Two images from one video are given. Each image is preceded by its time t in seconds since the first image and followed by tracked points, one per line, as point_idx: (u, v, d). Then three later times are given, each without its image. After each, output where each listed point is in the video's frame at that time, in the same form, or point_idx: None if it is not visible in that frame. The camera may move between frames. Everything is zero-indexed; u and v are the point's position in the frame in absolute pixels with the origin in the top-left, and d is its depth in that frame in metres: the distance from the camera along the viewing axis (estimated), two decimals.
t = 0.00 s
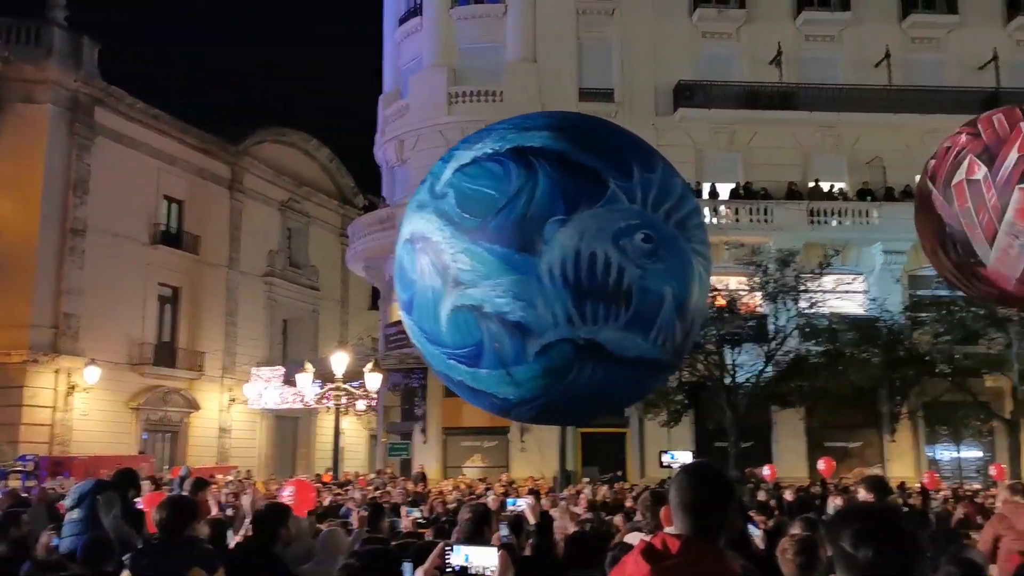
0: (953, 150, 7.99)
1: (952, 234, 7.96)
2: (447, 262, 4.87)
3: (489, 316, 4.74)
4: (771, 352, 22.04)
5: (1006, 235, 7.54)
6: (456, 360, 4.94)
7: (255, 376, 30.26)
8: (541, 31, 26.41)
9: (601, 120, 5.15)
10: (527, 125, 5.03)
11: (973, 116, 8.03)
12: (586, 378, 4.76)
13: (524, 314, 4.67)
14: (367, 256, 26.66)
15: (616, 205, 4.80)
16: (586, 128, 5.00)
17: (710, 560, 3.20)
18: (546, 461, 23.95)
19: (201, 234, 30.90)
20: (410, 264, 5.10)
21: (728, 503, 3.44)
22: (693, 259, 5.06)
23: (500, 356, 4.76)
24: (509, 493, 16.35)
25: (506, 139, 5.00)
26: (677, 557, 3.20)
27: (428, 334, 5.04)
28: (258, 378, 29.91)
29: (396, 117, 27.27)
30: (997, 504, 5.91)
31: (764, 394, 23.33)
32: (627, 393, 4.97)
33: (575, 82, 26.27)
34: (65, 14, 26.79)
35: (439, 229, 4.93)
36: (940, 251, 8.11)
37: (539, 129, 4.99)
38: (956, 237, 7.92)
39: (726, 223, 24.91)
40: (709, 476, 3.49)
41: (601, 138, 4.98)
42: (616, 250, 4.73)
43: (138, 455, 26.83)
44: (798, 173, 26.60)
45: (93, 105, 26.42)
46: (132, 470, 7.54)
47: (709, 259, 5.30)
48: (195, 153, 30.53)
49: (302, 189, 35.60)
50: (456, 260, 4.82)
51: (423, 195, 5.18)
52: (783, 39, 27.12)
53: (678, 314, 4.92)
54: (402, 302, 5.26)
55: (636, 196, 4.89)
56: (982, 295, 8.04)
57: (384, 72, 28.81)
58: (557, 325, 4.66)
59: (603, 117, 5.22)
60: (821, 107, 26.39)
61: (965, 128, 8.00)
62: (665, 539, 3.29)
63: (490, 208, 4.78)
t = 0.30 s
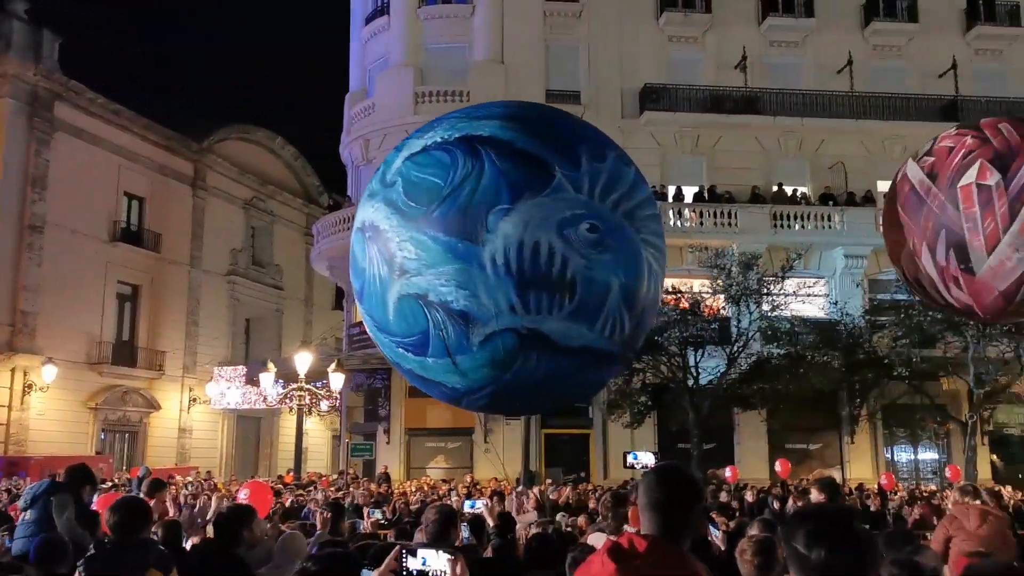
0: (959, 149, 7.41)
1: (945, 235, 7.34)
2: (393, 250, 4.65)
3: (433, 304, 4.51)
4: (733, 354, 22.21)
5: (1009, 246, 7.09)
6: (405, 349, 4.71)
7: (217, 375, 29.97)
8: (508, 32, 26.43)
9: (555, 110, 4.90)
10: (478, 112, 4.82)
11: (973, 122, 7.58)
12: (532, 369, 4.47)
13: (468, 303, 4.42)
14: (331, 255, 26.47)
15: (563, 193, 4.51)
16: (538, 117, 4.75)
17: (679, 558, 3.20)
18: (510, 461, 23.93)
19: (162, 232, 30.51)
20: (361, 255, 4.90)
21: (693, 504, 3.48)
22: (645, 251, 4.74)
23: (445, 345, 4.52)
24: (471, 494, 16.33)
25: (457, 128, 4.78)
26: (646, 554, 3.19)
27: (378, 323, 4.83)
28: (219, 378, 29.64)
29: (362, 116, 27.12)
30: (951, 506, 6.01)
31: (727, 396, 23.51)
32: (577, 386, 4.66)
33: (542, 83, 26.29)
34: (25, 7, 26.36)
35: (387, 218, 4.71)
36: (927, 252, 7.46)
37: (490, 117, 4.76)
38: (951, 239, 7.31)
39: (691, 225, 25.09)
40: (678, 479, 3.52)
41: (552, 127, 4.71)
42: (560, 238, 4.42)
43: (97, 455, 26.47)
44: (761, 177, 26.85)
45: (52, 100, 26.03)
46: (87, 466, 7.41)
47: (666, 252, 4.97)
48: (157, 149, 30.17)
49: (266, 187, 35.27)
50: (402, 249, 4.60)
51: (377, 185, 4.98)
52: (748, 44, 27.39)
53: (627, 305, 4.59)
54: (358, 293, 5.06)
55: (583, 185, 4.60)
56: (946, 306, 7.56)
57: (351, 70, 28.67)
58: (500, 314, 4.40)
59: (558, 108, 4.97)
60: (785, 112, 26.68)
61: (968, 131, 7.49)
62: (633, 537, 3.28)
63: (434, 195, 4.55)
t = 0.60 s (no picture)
0: (959, 162, 7.07)
1: (944, 248, 6.97)
2: (346, 243, 4.70)
3: (386, 296, 4.56)
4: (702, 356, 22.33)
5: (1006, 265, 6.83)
6: (361, 340, 4.77)
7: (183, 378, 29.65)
8: (479, 33, 26.43)
9: (508, 99, 4.93)
10: (430, 104, 4.84)
11: (965, 136, 7.28)
12: (487, 358, 4.54)
13: (420, 295, 4.48)
14: (300, 257, 26.30)
15: (514, 183, 4.56)
16: (490, 106, 4.78)
17: (650, 561, 3.20)
18: (479, 464, 23.87)
19: (128, 233, 30.17)
20: (317, 247, 4.95)
21: (670, 505, 3.40)
22: (600, 239, 4.77)
23: (400, 336, 4.58)
24: (439, 497, 16.27)
25: (409, 119, 4.82)
26: (620, 558, 3.18)
27: (335, 315, 4.88)
28: (186, 381, 29.25)
29: (331, 117, 27.01)
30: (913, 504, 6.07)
31: (696, 398, 23.47)
32: (534, 374, 4.73)
33: (512, 86, 26.32)
34: None
35: (340, 210, 4.76)
36: (921, 263, 7.08)
37: (442, 107, 4.79)
38: (949, 254, 6.95)
39: (659, 228, 25.23)
40: (658, 480, 3.43)
41: (503, 117, 4.75)
42: (511, 228, 4.47)
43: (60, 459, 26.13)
44: (730, 180, 27.02)
45: (15, 99, 25.69)
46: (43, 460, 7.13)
47: (624, 238, 5.00)
48: (122, 149, 29.85)
49: (234, 188, 34.97)
50: (355, 241, 4.65)
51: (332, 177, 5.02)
52: (716, 48, 27.61)
53: (583, 293, 4.64)
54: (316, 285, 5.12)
55: (535, 174, 4.63)
56: (923, 321, 7.27)
57: (320, 71, 28.55)
58: (452, 305, 4.46)
59: (513, 95, 5.00)
60: (752, 116, 26.93)
61: (963, 145, 7.18)
62: (609, 537, 3.26)
63: (386, 188, 4.60)
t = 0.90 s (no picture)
0: (944, 179, 6.90)
1: (934, 266, 6.78)
2: (299, 244, 4.66)
3: (342, 298, 4.52)
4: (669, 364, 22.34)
5: (985, 285, 6.84)
6: (320, 341, 4.73)
7: (148, 384, 29.32)
8: (450, 40, 26.43)
9: (463, 93, 4.88)
10: (383, 101, 4.79)
11: (936, 151, 7.14)
12: (445, 356, 4.52)
13: (375, 295, 4.46)
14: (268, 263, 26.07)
15: (467, 180, 4.53)
16: (443, 102, 4.74)
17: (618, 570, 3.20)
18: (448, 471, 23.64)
19: (92, 237, 29.81)
20: (273, 248, 4.90)
21: (637, 511, 3.39)
22: (558, 234, 4.74)
23: (357, 337, 4.55)
24: (404, 505, 16.18)
25: (361, 117, 4.77)
26: (588, 567, 3.17)
27: (293, 317, 4.83)
28: (151, 387, 29.09)
29: (302, 121, 26.89)
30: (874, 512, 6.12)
31: (664, 406, 23.52)
32: (493, 371, 4.71)
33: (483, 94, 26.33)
34: None
35: (293, 211, 4.71)
36: (909, 280, 6.83)
37: (394, 105, 4.75)
38: (938, 273, 6.77)
39: (629, 237, 25.36)
40: (625, 486, 3.41)
41: (456, 113, 4.70)
42: (465, 227, 4.45)
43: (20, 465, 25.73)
44: (699, 190, 27.22)
45: None
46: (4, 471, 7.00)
47: (584, 231, 4.97)
48: (88, 152, 29.51)
49: (202, 193, 34.65)
50: (308, 242, 4.61)
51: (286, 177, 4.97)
52: (686, 59, 27.83)
53: (541, 289, 4.62)
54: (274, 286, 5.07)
55: (488, 170, 4.60)
56: (891, 334, 7.10)
57: (290, 75, 28.42)
58: (408, 305, 4.44)
59: (469, 89, 4.95)
60: (721, 126, 27.16)
61: (938, 162, 7.04)
62: (577, 545, 3.26)
63: (338, 187, 4.56)
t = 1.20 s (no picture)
0: (922, 182, 7.32)
1: (917, 265, 7.15)
2: (265, 258, 4.64)
3: (308, 312, 4.51)
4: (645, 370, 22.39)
5: (950, 284, 7.35)
6: (289, 353, 4.73)
7: (119, 389, 28.76)
8: (426, 46, 26.44)
9: (425, 100, 4.87)
10: (346, 111, 4.76)
11: (907, 155, 7.56)
12: (413, 367, 4.54)
13: (340, 310, 4.44)
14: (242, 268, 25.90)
15: (429, 192, 4.53)
16: (404, 112, 4.72)
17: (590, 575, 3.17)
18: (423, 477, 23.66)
19: (62, 241, 29.49)
20: (239, 260, 4.88)
21: (607, 514, 3.38)
22: (523, 241, 4.75)
23: (324, 351, 4.55)
24: (378, 511, 16.08)
25: (323, 127, 4.75)
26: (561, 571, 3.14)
27: (261, 329, 4.82)
28: (122, 392, 28.70)
29: (276, 126, 26.76)
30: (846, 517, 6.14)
31: (639, 411, 23.56)
32: (462, 379, 4.73)
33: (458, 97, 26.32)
34: None
35: (258, 225, 4.69)
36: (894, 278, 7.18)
37: (356, 115, 4.73)
38: (920, 271, 7.13)
39: (604, 242, 25.45)
40: (594, 489, 3.40)
41: (418, 123, 4.69)
42: (428, 239, 4.46)
43: None
44: (674, 196, 27.30)
45: None
46: None
47: (549, 235, 4.98)
48: (59, 155, 29.23)
49: (175, 197, 34.36)
50: (273, 256, 4.59)
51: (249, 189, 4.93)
52: (661, 65, 27.96)
53: (507, 297, 4.63)
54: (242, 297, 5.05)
55: (451, 180, 4.61)
56: (863, 328, 7.46)
57: (265, 79, 28.30)
58: (373, 319, 4.44)
59: (431, 95, 4.94)
60: (695, 132, 27.30)
61: (914, 164, 7.45)
62: (549, 549, 3.22)
63: (302, 201, 4.53)
